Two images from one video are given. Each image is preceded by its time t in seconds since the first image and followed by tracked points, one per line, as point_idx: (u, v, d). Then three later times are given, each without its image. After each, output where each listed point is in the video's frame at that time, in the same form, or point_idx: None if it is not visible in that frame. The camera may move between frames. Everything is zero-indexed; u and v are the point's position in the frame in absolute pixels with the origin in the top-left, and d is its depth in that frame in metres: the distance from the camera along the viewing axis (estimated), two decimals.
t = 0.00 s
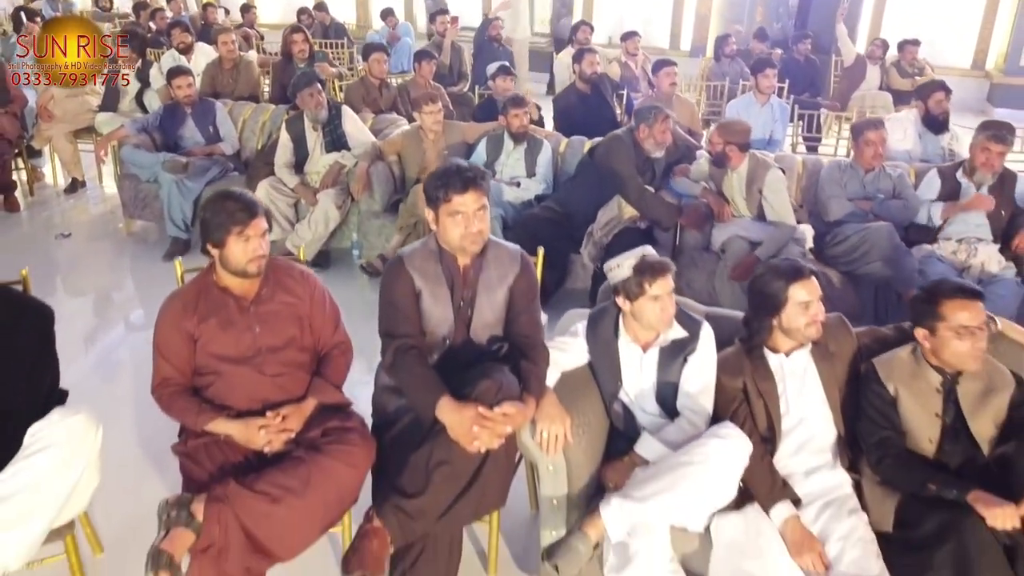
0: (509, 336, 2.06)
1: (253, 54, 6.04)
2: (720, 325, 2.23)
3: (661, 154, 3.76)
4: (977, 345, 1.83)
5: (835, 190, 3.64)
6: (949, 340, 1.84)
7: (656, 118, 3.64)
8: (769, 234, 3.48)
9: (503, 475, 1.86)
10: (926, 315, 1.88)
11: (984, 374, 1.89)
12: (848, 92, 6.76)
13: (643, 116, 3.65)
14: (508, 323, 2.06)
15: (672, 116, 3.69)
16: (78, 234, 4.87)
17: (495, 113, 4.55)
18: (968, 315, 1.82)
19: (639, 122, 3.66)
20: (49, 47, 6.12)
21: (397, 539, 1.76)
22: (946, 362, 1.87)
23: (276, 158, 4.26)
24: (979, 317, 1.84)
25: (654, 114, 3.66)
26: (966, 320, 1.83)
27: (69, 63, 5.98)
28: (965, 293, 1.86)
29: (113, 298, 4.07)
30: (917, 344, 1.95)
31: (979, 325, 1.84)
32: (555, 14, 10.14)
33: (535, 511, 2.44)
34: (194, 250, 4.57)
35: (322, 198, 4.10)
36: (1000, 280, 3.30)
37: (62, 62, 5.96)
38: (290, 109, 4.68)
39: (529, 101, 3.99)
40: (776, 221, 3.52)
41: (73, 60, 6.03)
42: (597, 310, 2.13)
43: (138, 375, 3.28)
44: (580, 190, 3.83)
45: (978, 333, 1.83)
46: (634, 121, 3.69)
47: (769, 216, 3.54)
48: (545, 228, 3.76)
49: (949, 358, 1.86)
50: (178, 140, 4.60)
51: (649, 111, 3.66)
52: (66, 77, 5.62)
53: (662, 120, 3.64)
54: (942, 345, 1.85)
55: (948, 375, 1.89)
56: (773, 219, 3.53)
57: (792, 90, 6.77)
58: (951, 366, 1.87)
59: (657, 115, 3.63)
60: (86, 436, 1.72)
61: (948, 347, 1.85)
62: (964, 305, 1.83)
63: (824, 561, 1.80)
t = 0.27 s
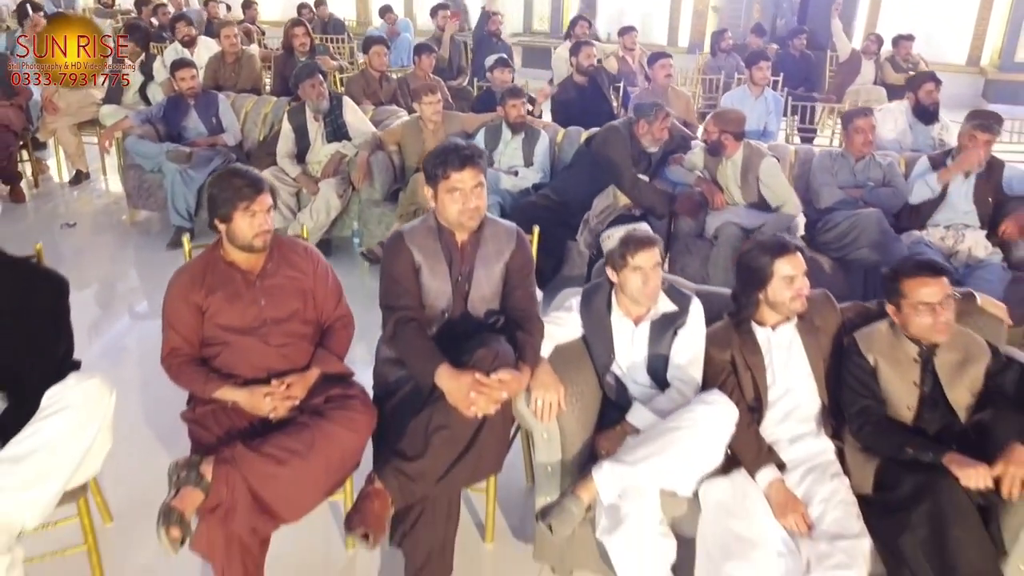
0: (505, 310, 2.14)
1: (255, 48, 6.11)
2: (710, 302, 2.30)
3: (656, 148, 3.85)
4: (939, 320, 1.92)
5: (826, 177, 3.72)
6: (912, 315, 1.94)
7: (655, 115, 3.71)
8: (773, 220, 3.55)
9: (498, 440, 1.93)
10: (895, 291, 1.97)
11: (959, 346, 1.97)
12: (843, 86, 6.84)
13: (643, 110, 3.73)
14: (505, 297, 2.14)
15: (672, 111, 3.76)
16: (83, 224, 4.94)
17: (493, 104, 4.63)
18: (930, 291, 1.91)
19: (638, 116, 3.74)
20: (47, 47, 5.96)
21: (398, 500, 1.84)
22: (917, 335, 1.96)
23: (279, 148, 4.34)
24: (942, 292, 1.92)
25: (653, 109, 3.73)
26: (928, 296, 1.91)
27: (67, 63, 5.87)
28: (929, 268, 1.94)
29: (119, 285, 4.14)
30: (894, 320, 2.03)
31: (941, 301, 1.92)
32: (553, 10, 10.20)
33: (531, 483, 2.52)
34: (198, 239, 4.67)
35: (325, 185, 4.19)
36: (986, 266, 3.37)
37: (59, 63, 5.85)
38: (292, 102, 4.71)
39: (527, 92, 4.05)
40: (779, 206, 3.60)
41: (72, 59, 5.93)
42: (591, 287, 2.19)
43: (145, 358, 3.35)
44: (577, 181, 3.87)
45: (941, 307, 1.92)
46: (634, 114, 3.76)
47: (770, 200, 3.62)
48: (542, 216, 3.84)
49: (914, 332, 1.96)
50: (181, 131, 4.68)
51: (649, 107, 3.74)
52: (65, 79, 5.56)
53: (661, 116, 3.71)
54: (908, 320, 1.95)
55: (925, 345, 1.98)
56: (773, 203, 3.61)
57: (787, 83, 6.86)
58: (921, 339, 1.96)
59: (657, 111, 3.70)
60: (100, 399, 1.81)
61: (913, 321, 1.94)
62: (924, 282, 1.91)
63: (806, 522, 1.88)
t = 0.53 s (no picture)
0: (502, 287, 2.24)
1: (257, 43, 6.21)
2: (698, 282, 2.40)
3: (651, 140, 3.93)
4: (917, 295, 1.99)
5: (816, 167, 3.84)
6: (891, 289, 2.02)
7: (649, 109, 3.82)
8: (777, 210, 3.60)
9: (494, 408, 2.03)
10: (878, 266, 2.06)
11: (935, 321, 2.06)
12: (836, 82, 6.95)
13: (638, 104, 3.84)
14: (502, 275, 2.24)
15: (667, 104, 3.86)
16: (90, 215, 5.04)
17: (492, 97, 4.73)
18: (911, 267, 1.99)
19: (633, 109, 3.85)
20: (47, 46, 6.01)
21: (400, 463, 1.93)
22: (895, 310, 2.04)
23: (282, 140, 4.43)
24: (920, 269, 1.99)
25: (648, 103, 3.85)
26: (908, 271, 1.99)
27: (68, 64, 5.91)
28: (911, 246, 2.01)
29: (126, 273, 4.24)
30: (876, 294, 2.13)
31: (922, 276, 2.00)
32: (551, 8, 10.29)
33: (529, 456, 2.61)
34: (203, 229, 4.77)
35: (327, 175, 4.30)
36: (971, 252, 3.49)
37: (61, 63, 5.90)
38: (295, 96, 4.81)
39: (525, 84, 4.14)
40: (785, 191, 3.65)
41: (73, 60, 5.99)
42: (586, 266, 2.30)
43: (152, 342, 3.45)
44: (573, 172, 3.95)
45: (920, 283, 2.00)
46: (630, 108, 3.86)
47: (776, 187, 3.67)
48: (539, 205, 3.94)
49: (895, 306, 2.03)
50: (186, 124, 4.79)
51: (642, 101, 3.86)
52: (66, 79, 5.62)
53: (656, 109, 3.82)
54: (887, 294, 2.03)
55: (903, 319, 2.07)
56: (777, 190, 3.66)
57: (782, 79, 6.96)
58: (899, 314, 2.04)
59: (652, 105, 3.82)
60: (119, 364, 1.95)
61: (892, 296, 2.02)
62: (905, 257, 1.99)
63: (788, 484, 1.95)
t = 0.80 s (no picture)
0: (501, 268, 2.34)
1: (261, 40, 6.32)
2: (688, 264, 2.51)
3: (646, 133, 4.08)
4: (912, 274, 2.09)
5: (807, 160, 3.94)
6: (887, 268, 2.10)
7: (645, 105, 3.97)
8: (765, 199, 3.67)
9: (493, 383, 2.13)
10: (865, 246, 2.16)
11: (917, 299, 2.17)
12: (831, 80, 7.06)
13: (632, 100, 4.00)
14: (501, 257, 2.34)
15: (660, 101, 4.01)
16: (97, 208, 5.15)
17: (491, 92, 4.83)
18: (908, 247, 2.08)
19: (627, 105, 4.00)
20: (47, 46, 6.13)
21: (404, 433, 2.03)
22: (885, 288, 2.14)
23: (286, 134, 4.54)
24: (916, 250, 2.09)
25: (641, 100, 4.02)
26: (905, 252, 2.09)
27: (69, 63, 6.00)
28: (908, 227, 2.11)
29: (134, 264, 4.35)
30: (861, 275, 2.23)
31: (916, 257, 2.10)
32: (551, 7, 10.40)
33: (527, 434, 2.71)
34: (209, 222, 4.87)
35: (330, 168, 4.40)
36: (957, 241, 3.57)
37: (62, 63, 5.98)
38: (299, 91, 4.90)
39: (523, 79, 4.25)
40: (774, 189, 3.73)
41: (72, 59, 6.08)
42: (581, 250, 2.40)
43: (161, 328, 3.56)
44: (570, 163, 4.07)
45: (915, 264, 2.09)
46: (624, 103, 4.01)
47: (768, 186, 3.75)
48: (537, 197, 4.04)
49: (888, 284, 2.12)
50: (192, 118, 4.88)
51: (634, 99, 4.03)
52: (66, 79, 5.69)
53: (650, 104, 3.97)
54: (883, 272, 2.12)
55: (886, 298, 2.17)
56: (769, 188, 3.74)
57: (778, 76, 7.06)
58: (890, 292, 2.14)
59: (646, 100, 3.97)
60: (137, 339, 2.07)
61: (888, 274, 2.11)
62: (904, 238, 2.08)
63: (772, 453, 2.06)
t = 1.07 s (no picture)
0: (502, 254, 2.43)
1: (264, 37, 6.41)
2: (683, 251, 2.60)
3: (643, 128, 4.13)
4: (906, 258, 2.17)
5: (801, 153, 4.03)
6: (884, 252, 2.18)
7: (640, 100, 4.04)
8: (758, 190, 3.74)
9: (495, 362, 2.22)
10: (853, 232, 2.25)
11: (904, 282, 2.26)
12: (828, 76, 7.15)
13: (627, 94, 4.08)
14: (502, 243, 2.44)
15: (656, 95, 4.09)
16: (105, 202, 5.25)
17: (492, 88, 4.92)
18: (903, 232, 2.15)
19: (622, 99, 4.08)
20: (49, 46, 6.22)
21: (409, 409, 2.13)
22: (878, 272, 2.22)
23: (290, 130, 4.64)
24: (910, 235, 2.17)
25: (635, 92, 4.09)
26: (900, 236, 2.16)
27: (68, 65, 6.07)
28: (901, 213, 2.19)
29: (142, 256, 4.45)
30: (850, 260, 2.32)
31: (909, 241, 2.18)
32: (550, 4, 10.48)
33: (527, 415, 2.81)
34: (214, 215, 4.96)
35: (334, 163, 4.49)
36: (945, 232, 3.69)
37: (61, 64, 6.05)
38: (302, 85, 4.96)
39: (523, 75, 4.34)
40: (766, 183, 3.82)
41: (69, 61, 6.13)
42: (579, 237, 2.49)
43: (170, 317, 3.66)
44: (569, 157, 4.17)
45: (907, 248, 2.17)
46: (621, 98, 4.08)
47: (762, 180, 3.84)
48: (535, 190, 4.14)
49: (881, 268, 2.20)
50: (198, 114, 4.98)
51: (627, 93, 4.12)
52: (65, 79, 5.78)
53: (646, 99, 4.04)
54: (878, 256, 2.19)
55: (874, 281, 2.26)
56: (763, 182, 3.83)
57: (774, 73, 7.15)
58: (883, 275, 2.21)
59: (643, 95, 4.04)
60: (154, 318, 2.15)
61: (884, 258, 2.18)
62: (899, 223, 2.16)
63: (760, 428, 2.16)
